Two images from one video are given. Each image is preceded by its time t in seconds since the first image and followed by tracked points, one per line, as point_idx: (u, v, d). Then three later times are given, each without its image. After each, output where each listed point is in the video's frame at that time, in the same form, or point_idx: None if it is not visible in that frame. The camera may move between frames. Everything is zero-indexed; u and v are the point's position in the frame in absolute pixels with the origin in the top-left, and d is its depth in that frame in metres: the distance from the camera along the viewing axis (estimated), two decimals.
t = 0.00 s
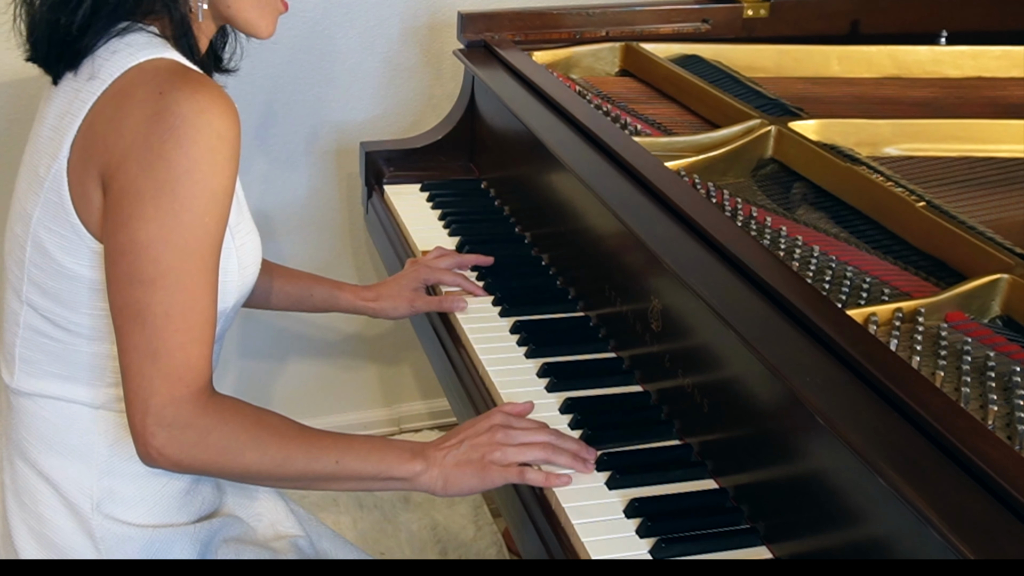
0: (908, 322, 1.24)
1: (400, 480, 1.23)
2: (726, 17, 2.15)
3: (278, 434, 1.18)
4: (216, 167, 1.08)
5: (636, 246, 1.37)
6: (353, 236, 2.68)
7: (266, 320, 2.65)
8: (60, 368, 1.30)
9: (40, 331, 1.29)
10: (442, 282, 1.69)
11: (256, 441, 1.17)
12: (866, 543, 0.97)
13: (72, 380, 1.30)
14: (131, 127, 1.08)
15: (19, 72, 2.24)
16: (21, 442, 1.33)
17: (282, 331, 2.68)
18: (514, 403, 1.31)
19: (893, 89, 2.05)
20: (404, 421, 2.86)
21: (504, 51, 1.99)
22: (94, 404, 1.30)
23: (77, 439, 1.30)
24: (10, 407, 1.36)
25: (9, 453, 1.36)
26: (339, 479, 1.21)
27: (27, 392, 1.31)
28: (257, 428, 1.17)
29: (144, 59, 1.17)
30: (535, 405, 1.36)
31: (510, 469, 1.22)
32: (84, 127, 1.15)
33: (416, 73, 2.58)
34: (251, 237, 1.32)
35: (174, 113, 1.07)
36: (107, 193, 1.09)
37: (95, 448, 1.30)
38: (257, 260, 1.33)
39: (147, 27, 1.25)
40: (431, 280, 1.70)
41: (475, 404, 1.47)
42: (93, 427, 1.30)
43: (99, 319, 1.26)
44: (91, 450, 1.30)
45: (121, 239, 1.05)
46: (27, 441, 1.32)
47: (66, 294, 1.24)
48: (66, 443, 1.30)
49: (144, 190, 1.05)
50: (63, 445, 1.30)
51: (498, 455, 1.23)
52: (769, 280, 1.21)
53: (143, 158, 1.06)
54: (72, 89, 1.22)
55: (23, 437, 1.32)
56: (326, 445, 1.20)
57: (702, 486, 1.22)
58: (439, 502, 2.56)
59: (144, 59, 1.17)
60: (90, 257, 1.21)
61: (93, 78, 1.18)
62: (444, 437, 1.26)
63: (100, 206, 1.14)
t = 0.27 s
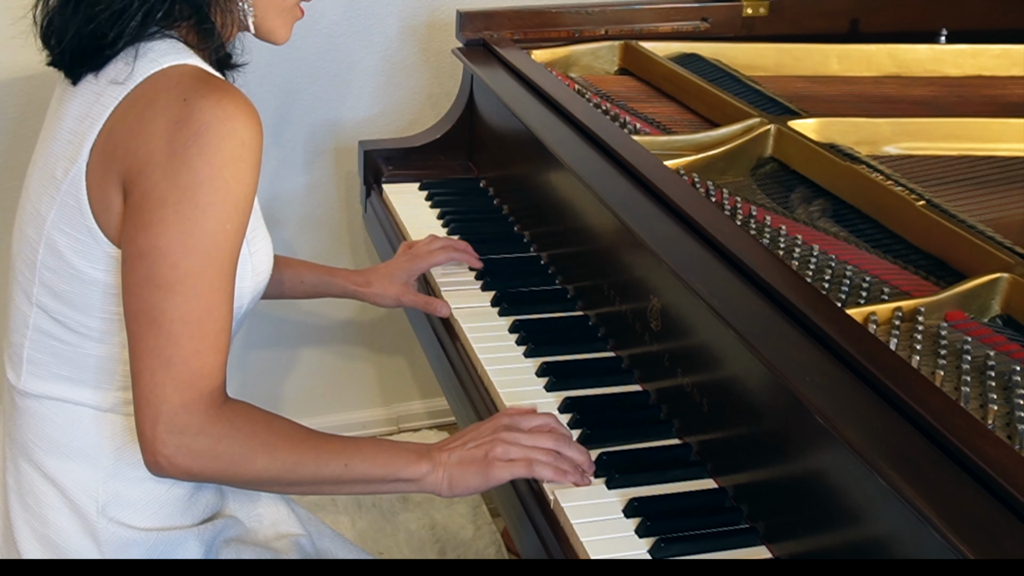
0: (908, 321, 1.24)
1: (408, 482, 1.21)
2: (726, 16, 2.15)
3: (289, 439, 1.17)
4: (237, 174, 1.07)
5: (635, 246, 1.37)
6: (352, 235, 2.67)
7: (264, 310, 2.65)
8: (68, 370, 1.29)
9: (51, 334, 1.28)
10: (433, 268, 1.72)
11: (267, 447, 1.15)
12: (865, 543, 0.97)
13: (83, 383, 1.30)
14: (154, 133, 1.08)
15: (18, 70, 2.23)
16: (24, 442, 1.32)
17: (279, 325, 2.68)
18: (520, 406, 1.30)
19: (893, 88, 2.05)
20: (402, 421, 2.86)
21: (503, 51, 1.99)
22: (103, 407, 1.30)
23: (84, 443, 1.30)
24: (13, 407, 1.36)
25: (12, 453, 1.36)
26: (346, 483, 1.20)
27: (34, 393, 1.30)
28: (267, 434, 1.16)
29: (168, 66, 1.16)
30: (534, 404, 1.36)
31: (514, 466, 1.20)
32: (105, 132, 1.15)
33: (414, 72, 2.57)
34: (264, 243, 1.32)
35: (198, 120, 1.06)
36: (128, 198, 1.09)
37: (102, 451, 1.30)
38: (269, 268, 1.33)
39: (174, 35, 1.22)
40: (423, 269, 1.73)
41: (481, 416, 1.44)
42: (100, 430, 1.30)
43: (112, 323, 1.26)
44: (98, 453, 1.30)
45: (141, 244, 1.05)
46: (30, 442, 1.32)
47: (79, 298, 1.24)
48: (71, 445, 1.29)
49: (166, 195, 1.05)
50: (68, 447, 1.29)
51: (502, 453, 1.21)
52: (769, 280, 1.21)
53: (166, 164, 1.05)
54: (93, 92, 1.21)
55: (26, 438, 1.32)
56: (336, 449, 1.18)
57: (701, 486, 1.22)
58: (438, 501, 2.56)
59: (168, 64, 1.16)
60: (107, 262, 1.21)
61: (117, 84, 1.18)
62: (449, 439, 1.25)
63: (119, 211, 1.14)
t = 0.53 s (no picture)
0: (908, 320, 1.23)
1: (419, 494, 1.22)
2: (726, 14, 2.15)
3: (303, 445, 1.18)
4: (248, 176, 1.07)
5: (634, 245, 1.37)
6: (350, 234, 2.67)
7: (265, 314, 2.64)
8: (74, 370, 1.29)
9: (58, 333, 1.28)
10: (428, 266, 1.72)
11: (281, 453, 1.16)
12: (865, 542, 0.97)
13: (89, 383, 1.29)
14: (163, 134, 1.07)
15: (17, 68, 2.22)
16: (26, 441, 1.32)
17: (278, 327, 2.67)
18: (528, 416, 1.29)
19: (893, 86, 2.05)
20: (401, 420, 2.86)
21: (501, 49, 1.98)
22: (108, 408, 1.30)
23: (88, 443, 1.29)
24: (14, 405, 1.35)
25: (13, 451, 1.36)
26: (358, 491, 1.20)
27: (36, 392, 1.29)
28: (280, 437, 1.16)
29: (179, 67, 1.16)
30: (533, 404, 1.36)
31: (526, 490, 1.21)
32: (114, 132, 1.14)
33: (413, 70, 2.57)
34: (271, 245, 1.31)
35: (209, 122, 1.06)
36: (138, 199, 1.08)
37: (104, 450, 1.30)
38: (276, 268, 1.32)
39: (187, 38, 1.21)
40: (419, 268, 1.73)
41: (481, 419, 1.42)
42: (104, 430, 1.30)
43: (120, 324, 1.26)
44: (101, 453, 1.29)
45: (153, 246, 1.04)
46: (31, 440, 1.31)
47: (88, 298, 1.24)
48: (73, 444, 1.29)
49: (177, 197, 1.04)
50: (71, 446, 1.29)
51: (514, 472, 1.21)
52: (767, 279, 1.20)
53: (177, 165, 1.05)
54: (103, 92, 1.20)
55: (28, 436, 1.31)
56: (351, 457, 1.19)
57: (701, 487, 1.21)
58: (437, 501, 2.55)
59: (179, 65, 1.16)
60: (116, 262, 1.20)
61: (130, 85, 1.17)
62: (460, 450, 1.25)
63: (129, 213, 1.13)
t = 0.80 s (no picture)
0: (907, 320, 1.23)
1: (416, 497, 1.23)
2: (725, 13, 2.15)
3: (305, 447, 1.18)
4: (257, 178, 1.07)
5: (634, 245, 1.36)
6: (350, 234, 2.67)
7: (264, 315, 2.64)
8: (78, 369, 1.28)
9: (62, 332, 1.27)
10: (431, 269, 1.71)
11: (283, 454, 1.16)
12: (864, 542, 0.97)
13: (91, 382, 1.29)
14: (172, 134, 1.07)
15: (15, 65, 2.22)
16: (26, 439, 1.32)
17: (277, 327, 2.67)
18: (519, 415, 1.29)
19: (893, 85, 2.05)
20: (400, 420, 2.85)
21: (501, 48, 1.98)
22: (111, 406, 1.29)
23: (90, 442, 1.29)
24: (15, 404, 1.35)
25: (13, 449, 1.35)
26: (357, 494, 1.21)
27: (39, 390, 1.29)
28: (280, 437, 1.16)
29: (188, 67, 1.15)
30: (533, 404, 1.36)
31: (518, 488, 1.21)
32: (122, 132, 1.14)
33: (412, 69, 2.57)
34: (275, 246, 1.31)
35: (219, 122, 1.06)
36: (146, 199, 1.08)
37: (105, 449, 1.29)
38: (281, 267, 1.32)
39: (195, 38, 1.21)
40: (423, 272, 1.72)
41: (482, 421, 1.42)
42: (106, 429, 1.29)
43: (125, 324, 1.25)
44: (103, 452, 1.29)
45: (161, 246, 1.04)
46: (32, 437, 1.31)
47: (93, 297, 1.23)
48: (74, 443, 1.29)
49: (186, 197, 1.04)
50: (72, 445, 1.29)
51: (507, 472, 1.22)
52: (768, 278, 1.20)
53: (187, 165, 1.04)
54: (111, 92, 1.19)
55: (29, 434, 1.31)
56: (350, 459, 1.19)
57: (701, 487, 1.21)
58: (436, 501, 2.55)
59: (188, 65, 1.15)
60: (123, 262, 1.20)
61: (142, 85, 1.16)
62: (455, 451, 1.25)
63: (138, 213, 1.13)
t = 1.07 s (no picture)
0: (907, 319, 1.23)
1: (406, 477, 1.21)
2: (725, 12, 2.15)
3: (294, 437, 1.17)
4: (254, 177, 1.07)
5: (634, 244, 1.36)
6: (350, 233, 2.66)
7: (262, 314, 2.64)
8: (76, 368, 1.28)
9: (59, 330, 1.27)
10: (430, 269, 1.70)
11: (273, 444, 1.16)
12: (864, 542, 0.97)
13: (88, 380, 1.28)
14: (170, 133, 1.07)
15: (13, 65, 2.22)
16: (25, 438, 1.31)
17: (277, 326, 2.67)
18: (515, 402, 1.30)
19: (892, 84, 2.04)
20: (399, 419, 2.85)
21: (500, 47, 1.98)
22: (109, 405, 1.29)
23: (88, 440, 1.29)
24: (14, 403, 1.35)
25: (12, 448, 1.35)
26: (347, 479, 1.20)
27: (37, 389, 1.29)
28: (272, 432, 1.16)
29: (187, 66, 1.15)
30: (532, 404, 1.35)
31: (511, 469, 1.21)
32: (121, 131, 1.14)
33: (412, 68, 2.57)
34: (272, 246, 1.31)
35: (217, 121, 1.05)
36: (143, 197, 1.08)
37: (104, 448, 1.29)
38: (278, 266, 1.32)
39: (193, 36, 1.20)
40: (421, 272, 1.71)
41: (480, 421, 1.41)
42: (104, 427, 1.29)
43: (122, 322, 1.25)
44: (101, 451, 1.29)
45: (155, 244, 1.04)
46: (30, 436, 1.31)
47: (89, 296, 1.23)
48: (73, 442, 1.28)
49: (182, 196, 1.04)
50: (71, 444, 1.28)
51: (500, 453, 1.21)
52: (768, 277, 1.20)
53: (183, 165, 1.04)
54: (109, 90, 1.19)
55: (27, 433, 1.31)
56: (339, 445, 1.19)
57: (700, 485, 1.21)
58: (435, 500, 2.55)
59: (186, 65, 1.15)
60: (120, 261, 1.20)
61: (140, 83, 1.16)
62: (446, 433, 1.24)
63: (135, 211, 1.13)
